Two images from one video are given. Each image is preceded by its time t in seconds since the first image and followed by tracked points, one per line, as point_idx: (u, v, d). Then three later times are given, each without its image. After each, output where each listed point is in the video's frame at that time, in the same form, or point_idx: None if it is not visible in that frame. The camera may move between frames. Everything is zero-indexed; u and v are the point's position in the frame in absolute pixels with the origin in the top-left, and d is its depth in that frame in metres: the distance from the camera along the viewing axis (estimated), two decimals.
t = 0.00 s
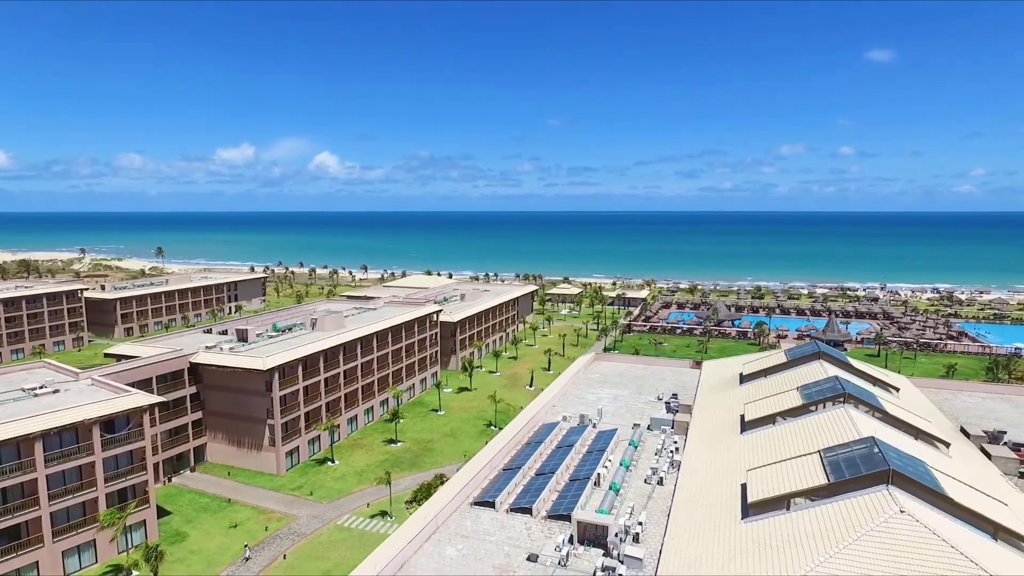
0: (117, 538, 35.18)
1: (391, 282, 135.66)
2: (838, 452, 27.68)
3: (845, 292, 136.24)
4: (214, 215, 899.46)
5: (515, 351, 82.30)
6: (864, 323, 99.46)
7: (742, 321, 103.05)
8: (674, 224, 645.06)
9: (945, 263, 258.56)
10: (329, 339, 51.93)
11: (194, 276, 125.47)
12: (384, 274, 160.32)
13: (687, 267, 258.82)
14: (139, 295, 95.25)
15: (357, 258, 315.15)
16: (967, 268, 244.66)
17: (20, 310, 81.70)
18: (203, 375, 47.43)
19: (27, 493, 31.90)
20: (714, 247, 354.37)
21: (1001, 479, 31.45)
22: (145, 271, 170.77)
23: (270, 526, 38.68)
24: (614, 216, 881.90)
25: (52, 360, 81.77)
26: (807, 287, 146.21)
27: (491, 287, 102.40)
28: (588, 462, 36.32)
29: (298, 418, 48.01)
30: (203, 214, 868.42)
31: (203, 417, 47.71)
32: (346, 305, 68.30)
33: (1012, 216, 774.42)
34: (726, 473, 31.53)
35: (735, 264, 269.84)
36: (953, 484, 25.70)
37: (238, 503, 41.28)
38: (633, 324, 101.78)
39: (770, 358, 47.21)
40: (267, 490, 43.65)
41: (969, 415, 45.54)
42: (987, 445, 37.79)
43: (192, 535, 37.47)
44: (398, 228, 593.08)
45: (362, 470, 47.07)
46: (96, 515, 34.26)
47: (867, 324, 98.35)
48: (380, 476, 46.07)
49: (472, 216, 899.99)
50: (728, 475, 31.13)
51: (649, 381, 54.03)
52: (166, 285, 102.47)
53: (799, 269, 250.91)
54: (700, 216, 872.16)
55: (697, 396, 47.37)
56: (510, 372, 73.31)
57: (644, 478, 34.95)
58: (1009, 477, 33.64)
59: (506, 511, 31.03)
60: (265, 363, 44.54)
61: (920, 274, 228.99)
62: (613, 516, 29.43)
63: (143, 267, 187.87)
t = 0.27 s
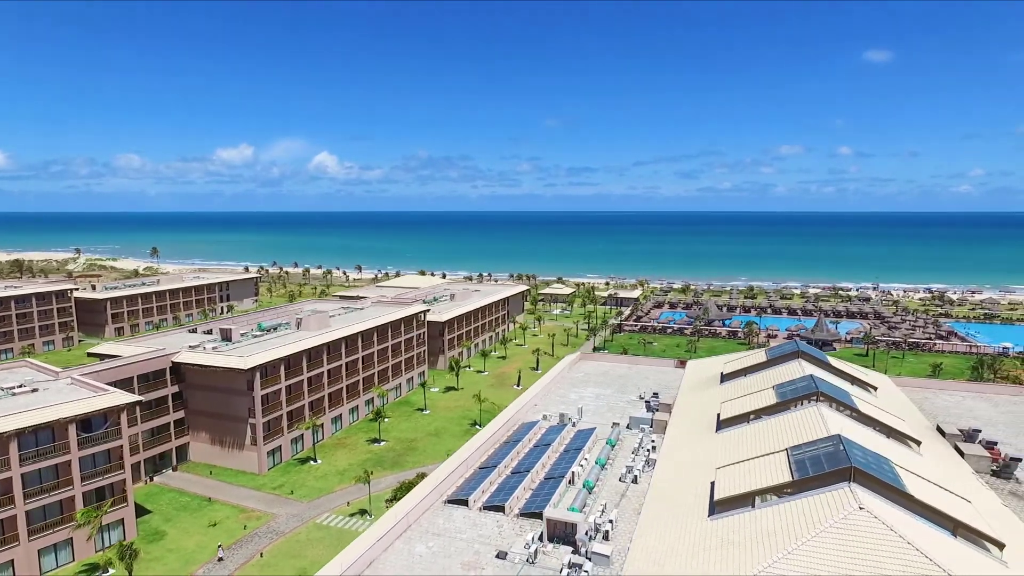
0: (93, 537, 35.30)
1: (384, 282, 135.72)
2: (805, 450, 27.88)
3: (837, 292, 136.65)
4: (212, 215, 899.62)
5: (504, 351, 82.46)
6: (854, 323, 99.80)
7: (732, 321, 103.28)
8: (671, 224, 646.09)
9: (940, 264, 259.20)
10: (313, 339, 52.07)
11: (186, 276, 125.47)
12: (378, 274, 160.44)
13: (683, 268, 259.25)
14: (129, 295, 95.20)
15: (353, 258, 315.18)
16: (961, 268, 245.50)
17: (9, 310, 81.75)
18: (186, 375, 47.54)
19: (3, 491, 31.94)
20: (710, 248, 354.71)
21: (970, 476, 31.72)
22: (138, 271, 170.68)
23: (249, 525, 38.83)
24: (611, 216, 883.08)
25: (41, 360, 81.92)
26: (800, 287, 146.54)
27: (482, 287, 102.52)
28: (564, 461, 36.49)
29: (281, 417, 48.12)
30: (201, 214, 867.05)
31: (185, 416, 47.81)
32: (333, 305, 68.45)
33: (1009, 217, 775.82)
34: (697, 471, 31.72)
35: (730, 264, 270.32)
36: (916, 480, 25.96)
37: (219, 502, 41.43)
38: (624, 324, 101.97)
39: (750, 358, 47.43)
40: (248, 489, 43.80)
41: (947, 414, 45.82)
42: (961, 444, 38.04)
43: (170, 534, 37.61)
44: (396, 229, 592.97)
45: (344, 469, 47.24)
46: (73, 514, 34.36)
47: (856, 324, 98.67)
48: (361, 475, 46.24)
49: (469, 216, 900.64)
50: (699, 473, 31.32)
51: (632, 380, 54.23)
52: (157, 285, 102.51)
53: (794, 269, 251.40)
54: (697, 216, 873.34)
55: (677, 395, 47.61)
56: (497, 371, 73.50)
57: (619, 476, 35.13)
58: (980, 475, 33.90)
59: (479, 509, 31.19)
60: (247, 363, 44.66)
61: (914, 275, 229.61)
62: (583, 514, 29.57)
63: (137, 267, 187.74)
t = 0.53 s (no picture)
0: (71, 534, 35.46)
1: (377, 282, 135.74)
2: (774, 447, 28.04)
3: (830, 292, 136.90)
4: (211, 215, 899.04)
5: (493, 351, 82.56)
6: (844, 323, 99.97)
7: (724, 320, 103.49)
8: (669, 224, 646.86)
9: (935, 264, 259.71)
10: (297, 337, 52.14)
11: (179, 275, 125.48)
12: (373, 274, 160.44)
13: (679, 268, 259.39)
14: (120, 295, 95.11)
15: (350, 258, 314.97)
16: (956, 269, 245.97)
17: None
18: (168, 373, 47.65)
19: None
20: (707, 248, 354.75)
21: (940, 473, 31.99)
22: (133, 271, 170.57)
23: (227, 523, 38.98)
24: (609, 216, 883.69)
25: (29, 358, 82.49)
26: (794, 287, 146.73)
27: (473, 287, 102.63)
28: (540, 458, 36.64)
29: (264, 416, 48.18)
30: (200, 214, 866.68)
31: (168, 415, 47.90)
32: (321, 304, 68.57)
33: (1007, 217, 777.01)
34: (670, 468, 31.89)
35: (727, 265, 270.63)
36: (880, 477, 26.19)
37: (199, 500, 41.58)
38: (615, 324, 102.15)
39: (731, 357, 47.61)
40: (229, 487, 43.93)
41: (927, 413, 46.00)
42: (936, 442, 38.21)
43: (149, 532, 37.75)
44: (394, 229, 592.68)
45: (326, 467, 47.40)
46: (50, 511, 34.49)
47: (847, 324, 98.85)
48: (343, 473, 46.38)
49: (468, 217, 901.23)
50: (671, 470, 31.51)
51: (616, 379, 54.41)
52: (148, 284, 102.68)
53: (790, 269, 251.72)
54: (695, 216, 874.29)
55: (659, 393, 47.80)
56: (485, 371, 73.70)
57: (594, 473, 35.33)
58: (952, 472, 34.15)
59: (452, 506, 31.37)
60: (228, 361, 44.74)
61: (909, 275, 230.02)
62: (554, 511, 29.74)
63: (132, 267, 187.54)
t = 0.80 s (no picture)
0: (49, 533, 35.60)
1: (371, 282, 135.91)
2: (742, 445, 28.21)
3: (823, 292, 137.17)
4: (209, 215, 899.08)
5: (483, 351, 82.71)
6: (835, 322, 100.16)
7: (715, 320, 103.68)
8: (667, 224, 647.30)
9: (931, 264, 259.95)
10: (281, 337, 52.27)
11: (172, 275, 125.64)
12: (367, 274, 160.64)
13: (675, 268, 259.58)
14: (112, 295, 95.23)
15: (347, 258, 315.25)
16: (952, 268, 246.26)
17: None
18: (152, 373, 47.80)
19: None
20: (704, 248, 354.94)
21: (910, 471, 32.21)
22: (128, 271, 170.70)
23: (207, 521, 39.15)
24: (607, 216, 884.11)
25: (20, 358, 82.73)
26: (787, 287, 146.98)
27: (464, 287, 102.81)
28: (518, 457, 36.81)
29: (247, 415, 48.34)
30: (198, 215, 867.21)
31: (151, 414, 48.06)
32: (309, 304, 68.71)
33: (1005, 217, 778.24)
34: (642, 466, 32.09)
35: (723, 265, 270.85)
36: (845, 475, 26.39)
37: (180, 499, 41.73)
38: (606, 323, 102.32)
39: (712, 356, 47.77)
40: (211, 486, 44.09)
41: (907, 411, 46.17)
42: (912, 440, 38.37)
43: (128, 530, 37.91)
44: (392, 229, 592.87)
45: (309, 467, 47.56)
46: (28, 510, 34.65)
47: (837, 324, 99.08)
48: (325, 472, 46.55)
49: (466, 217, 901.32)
50: (643, 468, 31.70)
51: (601, 378, 54.57)
52: (140, 285, 102.88)
53: (786, 269, 252.07)
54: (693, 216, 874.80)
55: (640, 392, 48.01)
56: (474, 370, 73.89)
57: (570, 472, 35.54)
58: (924, 470, 34.35)
59: (426, 505, 31.56)
60: (211, 360, 44.90)
61: (904, 275, 230.42)
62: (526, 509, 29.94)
63: (127, 267, 187.62)
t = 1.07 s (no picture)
0: (27, 532, 35.74)
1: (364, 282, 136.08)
2: (708, 443, 28.35)
3: (815, 292, 137.39)
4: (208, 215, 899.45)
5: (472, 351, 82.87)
6: (825, 322, 100.26)
7: (706, 320, 103.88)
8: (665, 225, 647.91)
9: (927, 264, 260.31)
10: (265, 336, 52.40)
11: (165, 275, 125.77)
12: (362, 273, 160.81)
13: (671, 268, 259.77)
14: (102, 294, 95.35)
15: (344, 258, 315.76)
16: (947, 269, 246.65)
17: None
18: (135, 372, 47.95)
19: None
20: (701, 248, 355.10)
21: (879, 469, 32.43)
22: (123, 271, 170.82)
23: (185, 520, 39.30)
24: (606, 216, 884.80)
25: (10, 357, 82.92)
26: (780, 287, 147.23)
27: (455, 287, 103.00)
28: (494, 456, 36.99)
29: (230, 414, 48.51)
30: (197, 215, 868.26)
31: (134, 413, 48.22)
32: (296, 304, 68.85)
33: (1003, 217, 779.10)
34: (613, 464, 32.24)
35: (719, 265, 271.09)
36: (809, 473, 26.60)
37: (160, 498, 41.90)
38: (597, 323, 102.48)
39: (692, 356, 47.92)
40: (192, 485, 44.26)
41: (886, 410, 46.36)
42: (886, 439, 38.58)
43: (107, 529, 38.07)
44: (390, 229, 593.18)
45: (291, 466, 47.75)
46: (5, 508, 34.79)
47: (827, 323, 99.30)
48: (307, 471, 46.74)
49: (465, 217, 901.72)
50: (615, 466, 31.85)
51: (584, 377, 54.75)
52: (131, 284, 103.06)
53: (782, 269, 252.37)
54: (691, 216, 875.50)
55: (621, 392, 48.21)
56: (461, 370, 74.07)
57: (545, 470, 35.75)
58: (895, 468, 34.55)
59: (398, 503, 31.72)
60: (192, 360, 45.05)
61: (899, 275, 230.78)
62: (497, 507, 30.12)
63: (122, 267, 187.75)
